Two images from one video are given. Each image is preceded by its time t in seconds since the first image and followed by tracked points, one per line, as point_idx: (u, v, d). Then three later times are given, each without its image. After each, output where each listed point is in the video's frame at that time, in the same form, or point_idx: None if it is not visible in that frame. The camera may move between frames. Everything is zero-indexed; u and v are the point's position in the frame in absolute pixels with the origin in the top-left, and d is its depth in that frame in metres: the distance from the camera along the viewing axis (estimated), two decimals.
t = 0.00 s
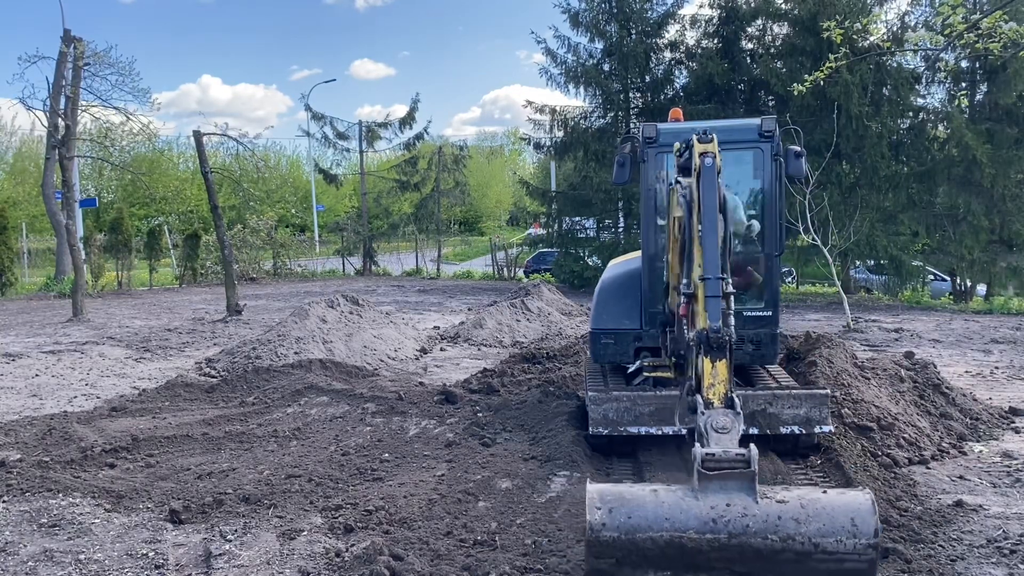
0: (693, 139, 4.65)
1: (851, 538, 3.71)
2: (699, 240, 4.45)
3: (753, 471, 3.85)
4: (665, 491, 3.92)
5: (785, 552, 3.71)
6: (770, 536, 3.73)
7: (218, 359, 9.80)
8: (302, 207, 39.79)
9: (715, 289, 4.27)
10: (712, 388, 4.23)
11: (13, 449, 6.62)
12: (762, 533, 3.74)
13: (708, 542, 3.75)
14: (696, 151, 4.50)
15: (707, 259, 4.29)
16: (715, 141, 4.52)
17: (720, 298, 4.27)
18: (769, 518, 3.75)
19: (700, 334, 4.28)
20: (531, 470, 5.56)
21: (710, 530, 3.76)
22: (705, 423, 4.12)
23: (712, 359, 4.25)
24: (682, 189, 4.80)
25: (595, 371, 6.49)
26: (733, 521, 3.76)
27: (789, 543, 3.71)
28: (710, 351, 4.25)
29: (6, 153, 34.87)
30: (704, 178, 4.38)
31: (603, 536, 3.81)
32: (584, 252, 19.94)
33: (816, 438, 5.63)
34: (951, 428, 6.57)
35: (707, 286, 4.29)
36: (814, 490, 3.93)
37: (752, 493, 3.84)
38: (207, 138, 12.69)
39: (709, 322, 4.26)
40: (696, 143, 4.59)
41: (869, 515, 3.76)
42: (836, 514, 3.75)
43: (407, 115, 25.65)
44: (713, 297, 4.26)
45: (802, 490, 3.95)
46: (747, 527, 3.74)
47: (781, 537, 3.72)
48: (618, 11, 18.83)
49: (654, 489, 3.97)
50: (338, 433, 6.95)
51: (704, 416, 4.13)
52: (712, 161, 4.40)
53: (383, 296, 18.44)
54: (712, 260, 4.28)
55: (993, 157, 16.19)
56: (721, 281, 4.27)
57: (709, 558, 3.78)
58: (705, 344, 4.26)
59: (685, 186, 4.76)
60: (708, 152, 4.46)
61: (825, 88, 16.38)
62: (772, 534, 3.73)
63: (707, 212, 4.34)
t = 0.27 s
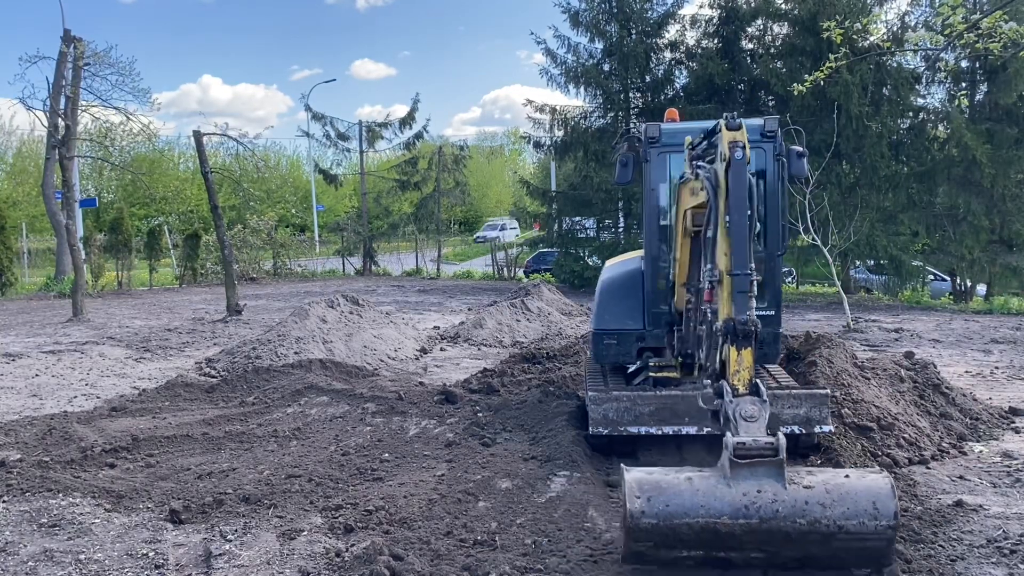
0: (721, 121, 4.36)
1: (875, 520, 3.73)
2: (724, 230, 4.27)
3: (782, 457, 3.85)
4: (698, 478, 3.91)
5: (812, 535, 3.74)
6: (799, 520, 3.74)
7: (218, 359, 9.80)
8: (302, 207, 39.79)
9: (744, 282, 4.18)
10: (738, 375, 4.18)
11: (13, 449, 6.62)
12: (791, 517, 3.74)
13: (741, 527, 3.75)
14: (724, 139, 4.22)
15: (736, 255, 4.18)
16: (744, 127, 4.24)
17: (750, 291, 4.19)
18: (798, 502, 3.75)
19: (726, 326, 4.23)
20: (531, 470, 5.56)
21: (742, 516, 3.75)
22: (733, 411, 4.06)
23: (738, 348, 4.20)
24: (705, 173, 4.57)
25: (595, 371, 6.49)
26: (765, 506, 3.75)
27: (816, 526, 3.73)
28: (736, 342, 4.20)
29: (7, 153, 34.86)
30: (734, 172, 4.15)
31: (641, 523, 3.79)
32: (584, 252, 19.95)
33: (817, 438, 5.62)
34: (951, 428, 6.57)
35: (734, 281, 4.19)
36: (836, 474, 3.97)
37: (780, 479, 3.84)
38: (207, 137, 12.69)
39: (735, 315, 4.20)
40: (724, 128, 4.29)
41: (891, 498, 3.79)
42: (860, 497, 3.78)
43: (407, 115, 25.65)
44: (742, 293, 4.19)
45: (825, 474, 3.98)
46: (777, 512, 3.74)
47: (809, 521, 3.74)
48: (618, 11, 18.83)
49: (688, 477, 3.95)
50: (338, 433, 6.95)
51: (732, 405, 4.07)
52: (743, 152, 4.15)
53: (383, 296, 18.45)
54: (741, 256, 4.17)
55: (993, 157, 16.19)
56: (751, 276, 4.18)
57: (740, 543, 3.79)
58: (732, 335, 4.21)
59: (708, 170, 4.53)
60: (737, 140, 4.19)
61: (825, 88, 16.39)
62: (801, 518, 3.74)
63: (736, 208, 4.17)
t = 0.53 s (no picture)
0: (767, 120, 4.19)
1: (887, 498, 4.13)
2: (763, 229, 4.24)
3: (807, 443, 4.13)
4: (731, 461, 4.21)
5: (831, 512, 4.13)
6: (820, 499, 4.11)
7: (218, 359, 9.80)
8: (302, 207, 39.79)
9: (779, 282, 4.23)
10: (764, 360, 4.29)
11: (13, 449, 6.62)
12: (814, 496, 4.11)
13: (769, 506, 4.11)
14: (772, 141, 4.08)
15: (774, 258, 4.20)
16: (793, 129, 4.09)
17: (785, 289, 4.24)
18: (820, 484, 4.11)
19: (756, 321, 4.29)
20: (531, 470, 5.56)
21: (771, 497, 4.10)
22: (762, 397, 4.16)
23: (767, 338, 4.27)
24: (740, 166, 4.46)
25: (595, 372, 6.49)
26: (791, 487, 4.10)
27: (835, 503, 4.12)
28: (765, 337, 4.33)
29: (7, 153, 34.85)
30: (782, 181, 4.06)
31: (680, 503, 4.15)
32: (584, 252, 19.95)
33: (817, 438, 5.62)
34: (951, 428, 6.57)
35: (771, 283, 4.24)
36: (852, 452, 4.32)
37: (805, 462, 4.16)
38: (207, 137, 12.69)
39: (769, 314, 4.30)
40: (771, 126, 4.12)
41: (902, 477, 4.17)
42: (875, 478, 4.15)
43: (407, 115, 25.64)
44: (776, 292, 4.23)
45: (841, 453, 4.33)
46: (802, 493, 4.09)
47: (829, 499, 4.11)
48: (619, 10, 18.82)
49: (721, 457, 4.26)
50: (338, 433, 6.95)
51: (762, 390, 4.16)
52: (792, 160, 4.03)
53: (383, 296, 18.45)
54: (779, 259, 4.19)
55: (993, 157, 16.19)
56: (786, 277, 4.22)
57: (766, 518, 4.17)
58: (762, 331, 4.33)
59: (744, 162, 4.40)
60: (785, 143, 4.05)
61: (825, 88, 16.38)
62: (822, 497, 4.11)
63: (779, 215, 4.13)
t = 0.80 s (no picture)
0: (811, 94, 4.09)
1: (920, 456, 4.18)
2: (805, 204, 4.21)
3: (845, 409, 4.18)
4: (775, 428, 4.21)
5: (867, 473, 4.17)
6: (859, 461, 4.14)
7: (218, 359, 9.80)
8: (303, 207, 39.80)
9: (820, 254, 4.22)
10: (800, 328, 4.39)
11: (13, 449, 6.62)
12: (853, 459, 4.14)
13: (813, 470, 4.12)
14: (818, 116, 3.99)
15: (816, 234, 4.19)
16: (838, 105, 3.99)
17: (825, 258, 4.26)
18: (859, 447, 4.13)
19: (796, 289, 4.32)
20: (531, 470, 5.56)
21: (814, 461, 4.11)
22: (800, 363, 4.29)
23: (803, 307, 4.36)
24: (776, 141, 4.38)
25: (596, 371, 6.49)
26: (834, 451, 4.13)
27: (872, 464, 4.15)
28: (803, 303, 4.33)
29: (7, 153, 34.84)
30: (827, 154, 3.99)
31: (728, 469, 4.14)
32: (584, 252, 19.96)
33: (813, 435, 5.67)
34: (951, 428, 6.57)
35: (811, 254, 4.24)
36: (883, 415, 4.34)
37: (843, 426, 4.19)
38: (207, 137, 12.68)
39: (808, 280, 4.31)
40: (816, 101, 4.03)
41: (933, 437, 4.22)
42: (908, 438, 4.19)
43: (407, 115, 25.63)
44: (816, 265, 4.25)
45: (872, 415, 4.35)
46: (843, 456, 4.12)
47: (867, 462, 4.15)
48: (619, 11, 18.84)
49: (763, 424, 4.26)
50: (338, 433, 6.95)
51: (799, 356, 4.30)
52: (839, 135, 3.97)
53: (383, 296, 18.45)
54: (822, 232, 4.17)
55: (992, 157, 16.19)
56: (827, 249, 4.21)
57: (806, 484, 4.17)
58: (800, 297, 4.32)
59: (782, 136, 4.33)
60: (832, 119, 3.96)
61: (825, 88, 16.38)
62: (861, 459, 4.14)
63: (822, 188, 4.09)
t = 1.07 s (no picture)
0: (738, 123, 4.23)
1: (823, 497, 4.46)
2: (728, 233, 4.42)
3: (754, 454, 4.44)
4: (684, 463, 4.53)
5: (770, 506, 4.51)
6: (761, 497, 4.47)
7: (218, 359, 9.80)
8: (303, 207, 39.79)
9: (741, 283, 4.46)
10: (728, 360, 4.81)
11: (13, 449, 6.62)
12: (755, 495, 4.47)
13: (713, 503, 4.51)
14: (735, 149, 4.14)
15: (736, 265, 4.41)
16: (757, 135, 4.13)
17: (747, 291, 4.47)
18: (762, 487, 4.45)
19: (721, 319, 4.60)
20: (531, 470, 5.56)
21: (714, 496, 4.49)
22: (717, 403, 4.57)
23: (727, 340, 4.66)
24: (711, 166, 4.56)
25: (595, 371, 6.49)
26: (736, 490, 4.47)
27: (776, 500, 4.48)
28: (726, 337, 4.61)
29: (7, 153, 34.83)
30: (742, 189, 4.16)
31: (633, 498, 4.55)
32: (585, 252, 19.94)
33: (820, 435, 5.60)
34: (950, 428, 6.57)
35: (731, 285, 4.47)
36: (798, 453, 4.56)
37: (749, 468, 4.48)
38: (207, 137, 12.69)
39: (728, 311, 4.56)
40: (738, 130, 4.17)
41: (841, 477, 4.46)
42: (816, 479, 4.46)
43: (407, 115, 25.61)
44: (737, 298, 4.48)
45: (788, 450, 4.58)
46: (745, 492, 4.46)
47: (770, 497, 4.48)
48: (619, 11, 18.85)
49: (675, 453, 4.59)
50: (338, 433, 6.95)
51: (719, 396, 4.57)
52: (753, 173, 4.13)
53: (383, 296, 18.44)
54: (741, 261, 4.39)
55: (993, 157, 16.18)
56: (747, 279, 4.44)
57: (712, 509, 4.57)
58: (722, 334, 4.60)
59: (717, 162, 4.50)
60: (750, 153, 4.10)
61: (825, 88, 16.39)
62: (763, 496, 4.47)
63: (741, 222, 4.27)
